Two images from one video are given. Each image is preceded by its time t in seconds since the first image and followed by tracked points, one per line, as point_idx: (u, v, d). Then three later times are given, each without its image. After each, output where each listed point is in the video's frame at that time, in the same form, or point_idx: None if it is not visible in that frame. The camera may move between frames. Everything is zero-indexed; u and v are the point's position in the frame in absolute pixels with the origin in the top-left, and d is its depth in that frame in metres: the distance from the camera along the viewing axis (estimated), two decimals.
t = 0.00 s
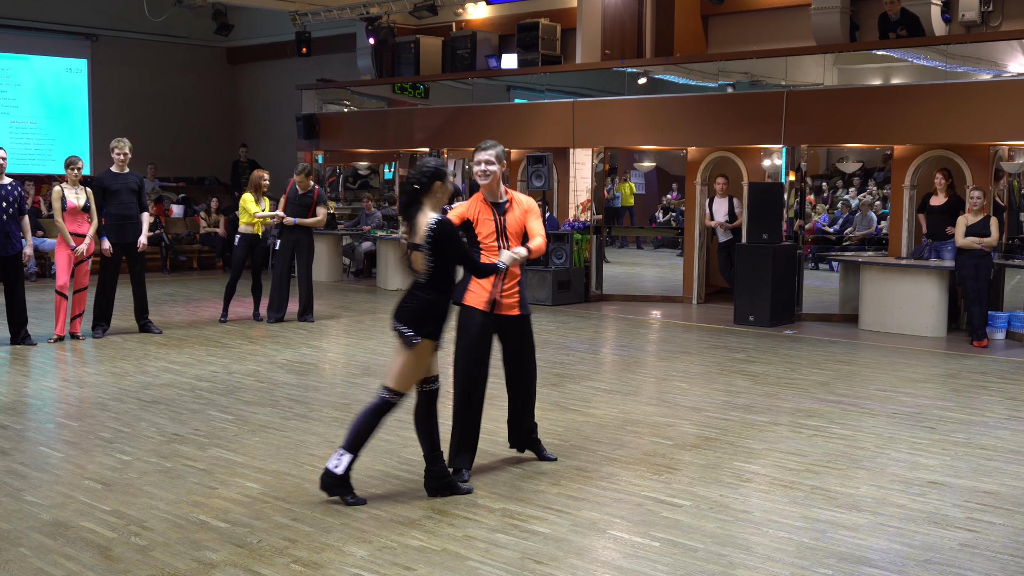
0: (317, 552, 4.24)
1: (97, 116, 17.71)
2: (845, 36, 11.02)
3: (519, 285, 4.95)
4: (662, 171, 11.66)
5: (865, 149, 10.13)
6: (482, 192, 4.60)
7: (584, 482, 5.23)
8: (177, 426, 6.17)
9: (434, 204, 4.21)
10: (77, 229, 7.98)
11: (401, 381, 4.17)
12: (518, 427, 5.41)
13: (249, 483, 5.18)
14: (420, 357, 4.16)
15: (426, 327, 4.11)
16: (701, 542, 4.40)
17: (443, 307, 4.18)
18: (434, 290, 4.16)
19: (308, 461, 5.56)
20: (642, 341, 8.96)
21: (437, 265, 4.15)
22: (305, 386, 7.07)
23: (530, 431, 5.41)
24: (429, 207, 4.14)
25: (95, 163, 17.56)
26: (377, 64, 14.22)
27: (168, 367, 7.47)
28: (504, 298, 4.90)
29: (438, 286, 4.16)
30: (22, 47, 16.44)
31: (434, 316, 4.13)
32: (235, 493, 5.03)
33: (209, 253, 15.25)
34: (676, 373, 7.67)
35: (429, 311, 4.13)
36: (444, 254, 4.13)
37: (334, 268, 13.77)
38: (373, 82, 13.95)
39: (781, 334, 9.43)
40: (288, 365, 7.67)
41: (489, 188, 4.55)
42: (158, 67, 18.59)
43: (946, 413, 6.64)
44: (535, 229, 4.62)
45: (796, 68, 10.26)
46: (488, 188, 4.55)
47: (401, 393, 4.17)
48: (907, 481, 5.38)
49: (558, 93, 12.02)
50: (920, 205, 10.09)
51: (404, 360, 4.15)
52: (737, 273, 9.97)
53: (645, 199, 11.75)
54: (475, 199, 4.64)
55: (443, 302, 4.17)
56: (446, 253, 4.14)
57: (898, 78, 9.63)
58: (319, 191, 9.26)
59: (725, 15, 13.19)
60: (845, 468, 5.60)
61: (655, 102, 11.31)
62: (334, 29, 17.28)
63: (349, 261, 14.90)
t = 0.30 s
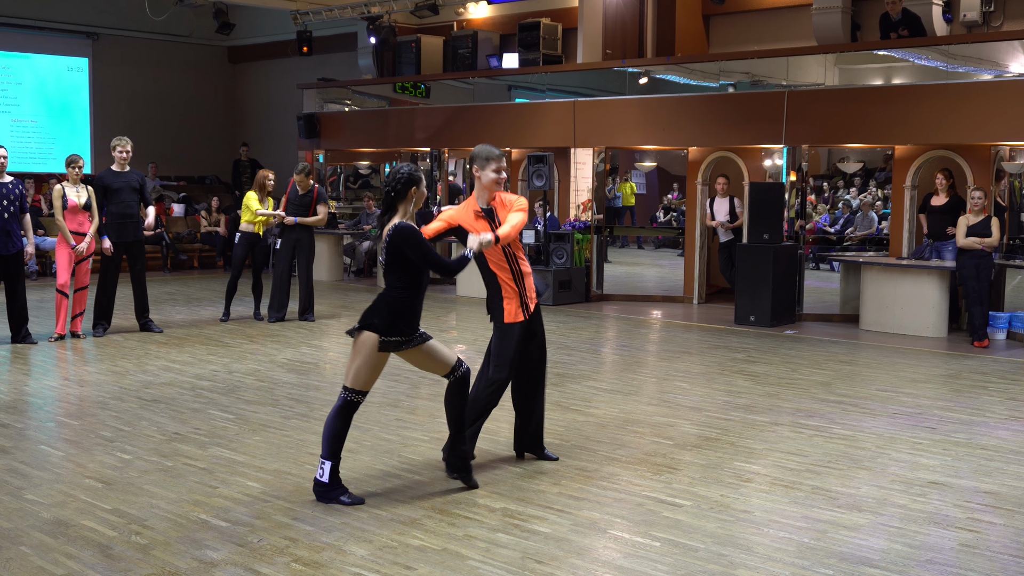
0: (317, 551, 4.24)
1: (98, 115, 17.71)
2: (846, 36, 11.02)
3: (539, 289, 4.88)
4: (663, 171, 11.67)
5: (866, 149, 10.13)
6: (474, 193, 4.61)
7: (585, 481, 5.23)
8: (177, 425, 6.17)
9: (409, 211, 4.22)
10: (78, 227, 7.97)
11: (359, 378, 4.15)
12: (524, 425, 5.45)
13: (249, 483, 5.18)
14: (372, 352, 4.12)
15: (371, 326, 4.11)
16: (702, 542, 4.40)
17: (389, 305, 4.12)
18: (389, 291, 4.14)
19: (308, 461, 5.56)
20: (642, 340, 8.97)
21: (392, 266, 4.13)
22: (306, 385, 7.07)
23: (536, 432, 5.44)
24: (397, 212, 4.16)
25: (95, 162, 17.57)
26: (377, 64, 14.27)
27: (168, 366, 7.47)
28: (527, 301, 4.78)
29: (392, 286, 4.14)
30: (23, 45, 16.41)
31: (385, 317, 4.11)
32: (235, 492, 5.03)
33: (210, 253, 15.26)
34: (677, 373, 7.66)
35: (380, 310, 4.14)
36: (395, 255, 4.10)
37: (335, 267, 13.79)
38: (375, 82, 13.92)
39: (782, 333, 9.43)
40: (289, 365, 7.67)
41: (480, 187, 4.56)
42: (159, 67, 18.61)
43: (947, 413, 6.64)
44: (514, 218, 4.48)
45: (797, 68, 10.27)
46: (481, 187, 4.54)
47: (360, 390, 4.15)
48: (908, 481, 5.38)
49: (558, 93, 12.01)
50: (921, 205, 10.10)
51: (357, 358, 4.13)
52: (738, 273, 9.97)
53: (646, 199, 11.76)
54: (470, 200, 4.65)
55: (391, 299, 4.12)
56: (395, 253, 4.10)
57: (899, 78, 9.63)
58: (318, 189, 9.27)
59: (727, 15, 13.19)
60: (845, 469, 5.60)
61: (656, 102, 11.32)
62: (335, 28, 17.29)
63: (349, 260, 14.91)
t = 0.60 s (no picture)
0: (323, 551, 4.24)
1: (104, 116, 17.77)
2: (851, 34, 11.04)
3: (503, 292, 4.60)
4: (667, 170, 11.68)
5: (870, 148, 10.12)
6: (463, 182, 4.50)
7: (590, 481, 5.23)
8: (183, 425, 6.17)
9: (452, 194, 4.20)
10: (82, 227, 7.97)
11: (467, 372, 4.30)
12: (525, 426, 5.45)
13: (254, 482, 5.18)
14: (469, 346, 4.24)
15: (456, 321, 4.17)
16: (707, 542, 4.40)
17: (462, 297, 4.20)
18: (454, 280, 4.21)
19: (313, 460, 5.56)
20: (648, 340, 8.97)
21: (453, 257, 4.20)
22: (311, 385, 7.07)
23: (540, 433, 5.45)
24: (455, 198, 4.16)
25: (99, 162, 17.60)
26: (382, 64, 14.34)
27: (173, 366, 7.47)
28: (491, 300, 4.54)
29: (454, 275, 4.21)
30: (28, 47, 16.45)
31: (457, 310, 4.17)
32: (240, 492, 5.03)
33: (214, 253, 15.29)
34: (682, 372, 7.66)
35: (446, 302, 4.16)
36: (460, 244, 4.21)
37: (339, 267, 13.80)
38: (379, 81, 13.92)
39: (787, 333, 9.42)
40: (293, 364, 7.67)
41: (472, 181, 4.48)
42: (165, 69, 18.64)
43: (953, 412, 6.63)
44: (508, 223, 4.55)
45: (801, 67, 10.27)
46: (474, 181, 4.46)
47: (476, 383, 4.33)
48: (913, 481, 5.37)
49: (562, 92, 12.00)
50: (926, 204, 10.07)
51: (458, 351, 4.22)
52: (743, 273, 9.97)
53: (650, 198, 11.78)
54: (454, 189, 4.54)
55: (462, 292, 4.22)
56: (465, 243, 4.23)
57: (904, 77, 9.63)
58: (320, 189, 9.33)
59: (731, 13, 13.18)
60: (850, 468, 5.59)
61: (660, 101, 11.32)
62: (339, 27, 17.30)
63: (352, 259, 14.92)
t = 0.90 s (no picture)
0: (320, 551, 4.19)
1: (100, 115, 17.69)
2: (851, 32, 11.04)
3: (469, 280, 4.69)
4: (665, 168, 11.64)
5: (870, 145, 10.05)
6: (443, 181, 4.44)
7: (588, 480, 5.18)
8: (178, 425, 6.12)
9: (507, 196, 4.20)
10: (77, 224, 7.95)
11: (534, 362, 4.56)
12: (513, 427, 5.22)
13: (250, 482, 5.13)
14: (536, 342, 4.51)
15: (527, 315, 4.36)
16: (706, 542, 4.35)
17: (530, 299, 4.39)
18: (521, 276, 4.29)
19: (310, 460, 5.50)
20: (647, 338, 8.92)
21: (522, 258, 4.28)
22: (307, 384, 7.03)
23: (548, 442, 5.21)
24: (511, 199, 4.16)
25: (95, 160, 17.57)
26: (380, 62, 14.30)
27: (168, 365, 7.43)
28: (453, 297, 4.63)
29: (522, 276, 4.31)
30: (21, 43, 16.42)
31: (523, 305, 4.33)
32: (235, 492, 4.98)
33: (210, 252, 15.24)
34: (682, 371, 7.60)
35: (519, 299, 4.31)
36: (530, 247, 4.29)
37: (337, 265, 13.76)
38: (376, 79, 13.92)
39: (787, 330, 9.39)
40: (290, 363, 7.62)
41: (449, 180, 4.42)
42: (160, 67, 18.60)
43: (954, 411, 6.59)
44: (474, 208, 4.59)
45: (801, 64, 10.28)
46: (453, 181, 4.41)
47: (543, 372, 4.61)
48: (914, 480, 5.32)
49: (561, 90, 12.01)
50: (926, 201, 10.00)
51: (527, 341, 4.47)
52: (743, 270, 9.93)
53: (650, 195, 11.75)
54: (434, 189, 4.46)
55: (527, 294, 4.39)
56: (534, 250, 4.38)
57: (903, 74, 9.64)
58: (316, 186, 9.29)
59: (731, 11, 13.17)
60: (851, 467, 5.54)
61: (658, 99, 11.32)
62: (336, 25, 17.29)
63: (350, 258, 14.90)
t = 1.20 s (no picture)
0: (314, 560, 3.91)
1: (84, 102, 17.39)
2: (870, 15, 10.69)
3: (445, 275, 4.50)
4: (677, 160, 11.38)
5: (892, 136, 9.81)
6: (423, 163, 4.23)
7: (596, 487, 4.88)
8: (166, 428, 5.83)
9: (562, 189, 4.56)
10: (63, 218, 7.77)
11: (572, 358, 4.56)
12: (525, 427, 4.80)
13: (241, 488, 4.85)
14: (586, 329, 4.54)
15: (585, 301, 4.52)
16: (720, 551, 4.06)
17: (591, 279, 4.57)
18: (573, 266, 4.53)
19: (304, 465, 5.21)
20: (655, 338, 8.62)
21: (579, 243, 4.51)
22: (302, 385, 6.75)
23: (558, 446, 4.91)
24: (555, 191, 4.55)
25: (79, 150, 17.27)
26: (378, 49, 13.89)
27: (156, 365, 7.16)
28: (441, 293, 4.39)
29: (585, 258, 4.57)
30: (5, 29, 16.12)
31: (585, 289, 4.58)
32: (227, 499, 4.69)
33: (200, 246, 14.99)
34: (693, 373, 7.30)
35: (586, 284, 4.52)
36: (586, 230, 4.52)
37: (332, 261, 13.52)
38: (373, 66, 13.57)
39: (805, 331, 9.09)
40: (284, 364, 7.33)
41: (432, 161, 4.23)
42: (154, 56, 18.37)
43: (979, 415, 6.28)
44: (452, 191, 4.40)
45: (818, 51, 10.00)
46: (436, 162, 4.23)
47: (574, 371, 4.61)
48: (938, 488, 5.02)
49: (567, 78, 11.70)
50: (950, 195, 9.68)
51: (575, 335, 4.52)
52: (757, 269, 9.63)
53: (659, 188, 11.43)
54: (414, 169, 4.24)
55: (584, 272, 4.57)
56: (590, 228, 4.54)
57: (926, 61, 9.36)
58: (312, 179, 9.00)
59: None
60: (871, 474, 5.25)
61: (669, 88, 11.00)
62: (332, 11, 16.95)
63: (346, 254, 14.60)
